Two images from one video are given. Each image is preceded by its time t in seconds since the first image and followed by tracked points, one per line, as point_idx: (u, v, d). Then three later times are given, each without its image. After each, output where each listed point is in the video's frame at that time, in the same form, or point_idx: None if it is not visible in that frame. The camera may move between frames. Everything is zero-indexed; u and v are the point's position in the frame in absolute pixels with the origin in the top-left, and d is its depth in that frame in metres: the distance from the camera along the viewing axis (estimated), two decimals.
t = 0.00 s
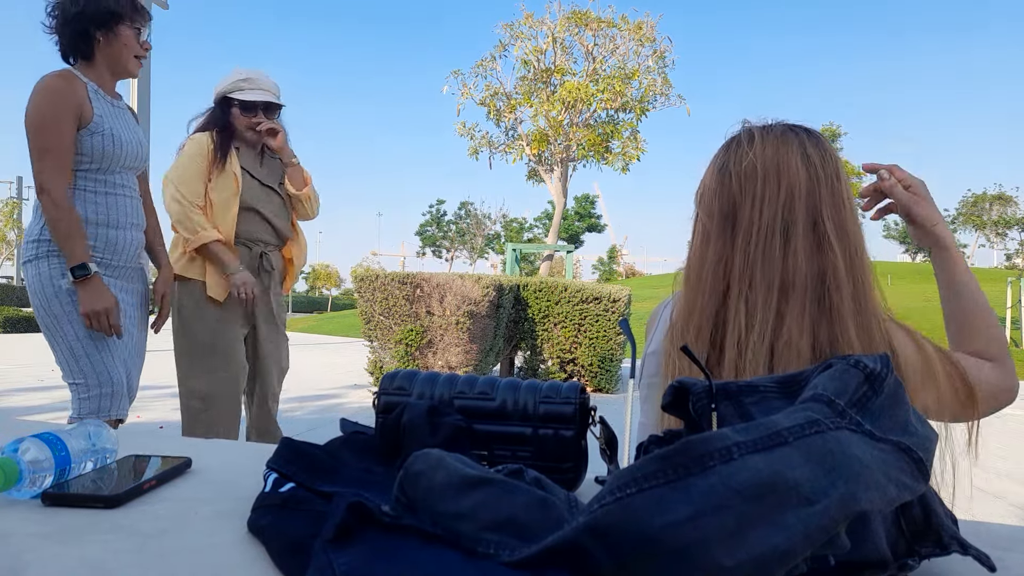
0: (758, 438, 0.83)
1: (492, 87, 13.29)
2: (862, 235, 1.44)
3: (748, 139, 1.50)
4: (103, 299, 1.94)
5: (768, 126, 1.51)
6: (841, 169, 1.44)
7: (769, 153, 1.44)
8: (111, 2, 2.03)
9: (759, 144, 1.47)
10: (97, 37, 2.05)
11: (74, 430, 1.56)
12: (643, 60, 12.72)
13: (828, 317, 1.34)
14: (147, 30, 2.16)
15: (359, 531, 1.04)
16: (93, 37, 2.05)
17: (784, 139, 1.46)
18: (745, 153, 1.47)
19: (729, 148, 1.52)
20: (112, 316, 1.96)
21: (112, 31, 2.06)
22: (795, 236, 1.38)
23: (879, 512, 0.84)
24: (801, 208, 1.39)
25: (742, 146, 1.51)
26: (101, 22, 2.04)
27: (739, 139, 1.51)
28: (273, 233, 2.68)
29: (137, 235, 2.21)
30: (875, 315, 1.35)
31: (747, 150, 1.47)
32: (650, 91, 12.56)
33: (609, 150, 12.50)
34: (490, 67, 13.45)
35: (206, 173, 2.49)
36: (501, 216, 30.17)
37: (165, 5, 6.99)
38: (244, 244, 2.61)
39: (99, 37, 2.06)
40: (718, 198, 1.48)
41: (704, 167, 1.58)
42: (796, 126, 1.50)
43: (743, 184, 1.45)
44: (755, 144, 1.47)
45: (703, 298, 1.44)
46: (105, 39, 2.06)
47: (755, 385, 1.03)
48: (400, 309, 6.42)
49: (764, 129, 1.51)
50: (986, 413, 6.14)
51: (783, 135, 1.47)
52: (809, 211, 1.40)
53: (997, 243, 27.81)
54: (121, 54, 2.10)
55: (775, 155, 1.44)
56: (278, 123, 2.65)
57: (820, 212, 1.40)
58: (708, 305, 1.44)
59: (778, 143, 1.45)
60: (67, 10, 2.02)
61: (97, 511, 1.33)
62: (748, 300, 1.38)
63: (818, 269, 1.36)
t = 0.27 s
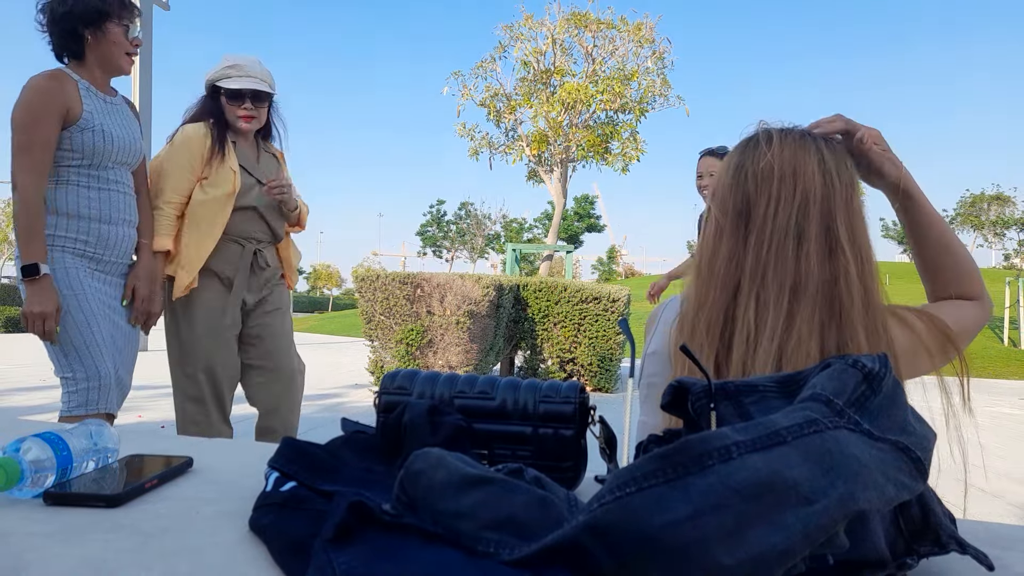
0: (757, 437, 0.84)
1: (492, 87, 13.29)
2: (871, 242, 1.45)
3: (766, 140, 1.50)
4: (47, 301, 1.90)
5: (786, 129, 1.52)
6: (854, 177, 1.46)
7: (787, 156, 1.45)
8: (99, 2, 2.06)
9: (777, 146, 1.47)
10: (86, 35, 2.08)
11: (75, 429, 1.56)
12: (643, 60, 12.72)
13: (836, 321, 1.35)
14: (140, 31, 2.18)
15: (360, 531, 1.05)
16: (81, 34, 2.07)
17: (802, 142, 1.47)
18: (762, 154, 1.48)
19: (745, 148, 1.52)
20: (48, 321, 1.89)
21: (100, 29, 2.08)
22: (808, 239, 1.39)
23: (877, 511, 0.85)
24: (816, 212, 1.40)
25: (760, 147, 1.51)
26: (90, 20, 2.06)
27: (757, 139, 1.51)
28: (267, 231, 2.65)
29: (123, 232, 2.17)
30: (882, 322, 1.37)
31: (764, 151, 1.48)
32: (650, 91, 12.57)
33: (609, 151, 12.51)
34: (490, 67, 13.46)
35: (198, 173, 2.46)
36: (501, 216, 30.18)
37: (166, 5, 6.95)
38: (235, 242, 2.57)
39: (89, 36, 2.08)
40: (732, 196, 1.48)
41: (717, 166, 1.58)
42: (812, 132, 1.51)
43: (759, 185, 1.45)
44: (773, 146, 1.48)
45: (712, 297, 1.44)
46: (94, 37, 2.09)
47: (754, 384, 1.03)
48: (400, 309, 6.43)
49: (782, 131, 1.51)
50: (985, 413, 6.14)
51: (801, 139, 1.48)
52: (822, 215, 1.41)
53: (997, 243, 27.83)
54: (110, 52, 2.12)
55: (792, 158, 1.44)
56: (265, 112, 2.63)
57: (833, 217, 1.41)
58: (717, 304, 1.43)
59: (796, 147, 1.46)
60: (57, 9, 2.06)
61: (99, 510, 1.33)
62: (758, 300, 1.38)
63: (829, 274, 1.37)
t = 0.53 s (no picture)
0: (758, 438, 0.83)
1: (492, 87, 13.30)
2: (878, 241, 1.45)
3: (772, 138, 1.49)
4: (12, 302, 1.93)
5: (792, 126, 1.51)
6: (861, 175, 1.45)
7: (793, 154, 1.44)
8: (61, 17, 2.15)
9: (783, 143, 1.46)
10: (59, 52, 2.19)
11: (74, 430, 1.56)
12: (643, 60, 12.72)
13: (845, 320, 1.35)
14: (111, 34, 2.18)
15: (359, 531, 1.04)
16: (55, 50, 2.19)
17: (808, 140, 1.46)
18: (768, 152, 1.47)
19: (751, 145, 1.51)
20: (13, 323, 1.93)
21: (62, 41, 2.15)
22: (815, 237, 1.38)
23: (879, 511, 0.84)
24: (823, 210, 1.40)
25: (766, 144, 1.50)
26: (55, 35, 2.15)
27: (763, 137, 1.50)
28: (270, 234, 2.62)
29: (98, 238, 2.19)
30: (889, 320, 1.37)
31: (771, 149, 1.47)
32: (650, 91, 12.57)
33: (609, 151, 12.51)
34: (490, 67, 13.46)
35: (195, 171, 2.47)
36: (501, 216, 30.18)
37: (166, 5, 6.95)
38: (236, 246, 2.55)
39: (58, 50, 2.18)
40: (738, 194, 1.48)
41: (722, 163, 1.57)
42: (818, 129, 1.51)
43: (765, 183, 1.45)
44: (779, 144, 1.47)
45: (719, 296, 1.43)
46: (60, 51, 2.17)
47: (755, 385, 1.03)
48: (400, 309, 6.42)
49: (788, 129, 1.50)
50: (986, 413, 6.14)
51: (807, 136, 1.47)
52: (829, 213, 1.40)
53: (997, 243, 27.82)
54: (79, 58, 2.15)
55: (799, 156, 1.44)
56: (270, 107, 2.60)
57: (839, 215, 1.40)
58: (723, 302, 1.43)
59: (802, 145, 1.45)
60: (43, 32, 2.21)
61: (98, 510, 1.33)
62: (766, 298, 1.38)
63: (836, 272, 1.36)
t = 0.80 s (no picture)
0: (758, 438, 0.83)
1: (492, 87, 13.30)
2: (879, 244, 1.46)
3: (776, 140, 1.49)
4: None
5: (795, 129, 1.51)
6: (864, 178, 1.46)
7: (797, 157, 1.45)
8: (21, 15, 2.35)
9: (787, 146, 1.47)
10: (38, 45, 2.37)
11: (75, 430, 1.56)
12: (644, 60, 12.73)
13: (850, 323, 1.36)
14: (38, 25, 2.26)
15: (359, 531, 1.04)
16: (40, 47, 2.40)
17: (812, 144, 1.46)
18: (772, 154, 1.47)
19: (754, 147, 1.51)
20: None
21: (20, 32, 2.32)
22: (820, 241, 1.39)
23: (879, 511, 0.84)
24: (827, 213, 1.40)
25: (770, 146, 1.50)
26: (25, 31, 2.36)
27: (766, 139, 1.50)
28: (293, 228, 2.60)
29: (69, 228, 2.28)
30: (892, 320, 1.38)
31: (775, 151, 1.47)
32: (650, 91, 12.57)
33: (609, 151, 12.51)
34: (490, 67, 13.46)
35: (217, 156, 2.48)
36: (501, 216, 30.18)
37: (166, 5, 6.94)
38: (251, 242, 2.54)
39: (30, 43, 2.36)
40: (742, 196, 1.47)
41: (724, 164, 1.56)
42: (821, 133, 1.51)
43: (770, 186, 1.45)
44: (783, 146, 1.47)
45: (723, 298, 1.43)
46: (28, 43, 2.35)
47: (755, 385, 1.03)
48: (400, 309, 6.41)
49: (792, 132, 1.50)
50: (986, 413, 6.14)
51: (811, 140, 1.47)
52: (834, 217, 1.41)
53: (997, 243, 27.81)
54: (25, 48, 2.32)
55: (803, 158, 1.44)
56: (300, 92, 2.59)
57: (843, 218, 1.41)
58: (727, 306, 1.42)
59: (807, 148, 1.45)
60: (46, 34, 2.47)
61: (98, 511, 1.33)
62: (771, 301, 1.38)
63: (840, 275, 1.37)
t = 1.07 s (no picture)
0: (758, 438, 0.83)
1: (492, 88, 13.30)
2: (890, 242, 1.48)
3: (786, 139, 1.48)
4: None
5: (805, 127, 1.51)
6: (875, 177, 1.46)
7: (811, 156, 1.44)
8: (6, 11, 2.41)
9: (799, 145, 1.46)
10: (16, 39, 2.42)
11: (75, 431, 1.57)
12: (644, 60, 12.73)
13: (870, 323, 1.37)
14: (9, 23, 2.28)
15: (359, 532, 1.04)
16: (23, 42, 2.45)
17: (824, 142, 1.46)
18: (785, 153, 1.46)
19: (765, 145, 1.50)
20: None
21: None
22: (838, 241, 1.39)
23: (879, 511, 0.84)
24: (844, 213, 1.41)
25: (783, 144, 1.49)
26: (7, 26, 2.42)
27: (777, 137, 1.49)
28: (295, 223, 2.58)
29: (23, 229, 2.30)
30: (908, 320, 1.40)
31: (788, 150, 1.46)
32: (650, 91, 12.57)
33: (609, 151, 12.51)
34: (490, 67, 13.47)
35: (206, 146, 2.48)
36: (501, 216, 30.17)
37: (166, 5, 6.94)
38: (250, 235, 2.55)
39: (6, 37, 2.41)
40: (756, 197, 1.47)
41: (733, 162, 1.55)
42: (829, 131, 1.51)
43: (784, 186, 1.45)
44: (795, 144, 1.46)
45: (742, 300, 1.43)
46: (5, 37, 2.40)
47: (754, 385, 1.03)
48: (400, 309, 6.40)
49: (801, 130, 1.50)
50: (987, 414, 6.13)
51: (822, 138, 1.47)
52: (849, 216, 1.41)
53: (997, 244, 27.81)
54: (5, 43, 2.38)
55: (817, 157, 1.44)
56: (299, 75, 2.55)
57: (858, 217, 1.42)
58: (747, 306, 1.43)
59: (819, 147, 1.45)
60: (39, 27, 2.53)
61: (98, 511, 1.33)
62: (792, 302, 1.38)
63: (858, 273, 1.38)
